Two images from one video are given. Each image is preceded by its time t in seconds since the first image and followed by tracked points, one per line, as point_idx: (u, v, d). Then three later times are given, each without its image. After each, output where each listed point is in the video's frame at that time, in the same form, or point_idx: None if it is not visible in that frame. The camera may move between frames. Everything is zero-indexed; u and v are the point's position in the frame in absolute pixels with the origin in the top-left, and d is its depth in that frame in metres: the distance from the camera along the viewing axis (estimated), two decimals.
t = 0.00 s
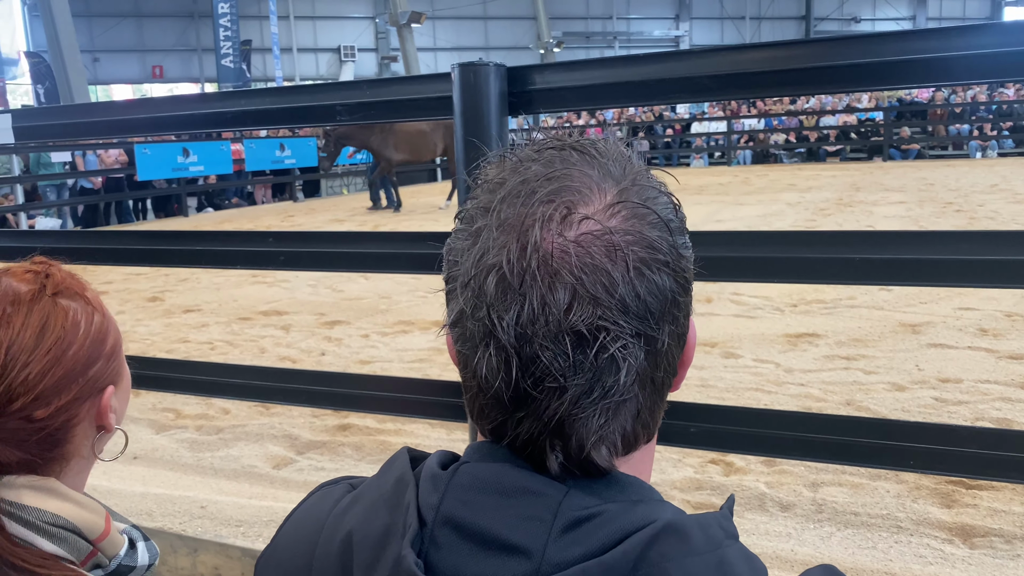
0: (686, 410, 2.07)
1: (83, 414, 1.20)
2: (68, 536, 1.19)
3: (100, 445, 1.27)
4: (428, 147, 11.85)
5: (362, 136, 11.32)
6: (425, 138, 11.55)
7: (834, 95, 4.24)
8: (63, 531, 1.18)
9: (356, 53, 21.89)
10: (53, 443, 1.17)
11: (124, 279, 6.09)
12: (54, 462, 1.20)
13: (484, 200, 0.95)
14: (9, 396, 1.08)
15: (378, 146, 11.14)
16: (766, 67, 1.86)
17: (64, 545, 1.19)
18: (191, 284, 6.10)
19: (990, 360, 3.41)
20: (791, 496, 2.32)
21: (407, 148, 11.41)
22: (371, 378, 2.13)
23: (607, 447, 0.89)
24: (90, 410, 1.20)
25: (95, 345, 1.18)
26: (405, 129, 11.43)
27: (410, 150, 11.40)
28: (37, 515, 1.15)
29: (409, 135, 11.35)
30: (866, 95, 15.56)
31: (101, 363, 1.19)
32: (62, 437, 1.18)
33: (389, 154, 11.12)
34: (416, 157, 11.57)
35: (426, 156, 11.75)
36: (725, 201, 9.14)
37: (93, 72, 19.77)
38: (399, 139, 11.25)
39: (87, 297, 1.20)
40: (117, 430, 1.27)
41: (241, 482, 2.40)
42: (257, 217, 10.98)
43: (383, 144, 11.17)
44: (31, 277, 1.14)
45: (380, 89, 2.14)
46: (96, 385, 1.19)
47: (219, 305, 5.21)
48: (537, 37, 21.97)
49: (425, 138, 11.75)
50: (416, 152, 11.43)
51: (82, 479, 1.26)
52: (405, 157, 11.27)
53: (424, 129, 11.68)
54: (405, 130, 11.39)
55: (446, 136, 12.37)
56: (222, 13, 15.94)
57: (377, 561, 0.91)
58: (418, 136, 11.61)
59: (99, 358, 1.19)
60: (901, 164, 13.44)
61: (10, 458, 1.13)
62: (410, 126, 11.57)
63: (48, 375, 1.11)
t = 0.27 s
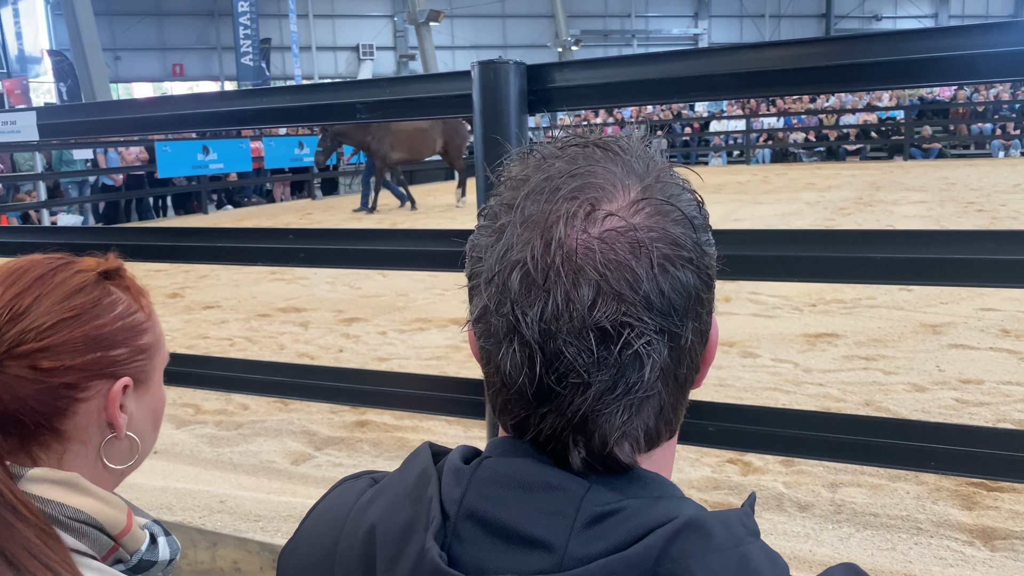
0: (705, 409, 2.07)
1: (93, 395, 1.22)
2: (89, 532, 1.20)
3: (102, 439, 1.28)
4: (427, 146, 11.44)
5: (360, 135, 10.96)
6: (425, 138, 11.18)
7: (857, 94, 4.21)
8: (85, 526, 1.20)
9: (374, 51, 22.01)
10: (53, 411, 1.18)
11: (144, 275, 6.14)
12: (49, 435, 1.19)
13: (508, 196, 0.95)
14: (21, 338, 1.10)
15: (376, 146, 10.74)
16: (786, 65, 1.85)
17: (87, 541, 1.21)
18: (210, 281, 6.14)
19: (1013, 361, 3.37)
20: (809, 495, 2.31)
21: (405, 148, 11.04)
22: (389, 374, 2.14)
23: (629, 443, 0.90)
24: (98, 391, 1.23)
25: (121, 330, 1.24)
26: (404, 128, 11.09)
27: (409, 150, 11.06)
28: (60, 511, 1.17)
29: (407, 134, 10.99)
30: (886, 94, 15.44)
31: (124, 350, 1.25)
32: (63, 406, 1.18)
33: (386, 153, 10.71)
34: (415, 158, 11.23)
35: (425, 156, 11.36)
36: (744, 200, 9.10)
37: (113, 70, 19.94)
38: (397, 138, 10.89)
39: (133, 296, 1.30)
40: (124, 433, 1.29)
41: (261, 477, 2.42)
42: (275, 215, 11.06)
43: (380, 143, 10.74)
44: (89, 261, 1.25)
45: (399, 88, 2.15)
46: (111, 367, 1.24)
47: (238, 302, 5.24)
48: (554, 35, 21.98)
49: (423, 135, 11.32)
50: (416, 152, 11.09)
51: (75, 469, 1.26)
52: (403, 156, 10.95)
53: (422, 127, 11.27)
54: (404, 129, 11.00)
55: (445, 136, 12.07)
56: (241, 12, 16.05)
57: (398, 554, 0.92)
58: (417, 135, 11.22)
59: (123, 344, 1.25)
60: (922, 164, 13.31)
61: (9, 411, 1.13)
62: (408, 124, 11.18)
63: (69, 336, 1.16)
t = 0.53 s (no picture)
0: (721, 407, 2.07)
1: (123, 384, 1.26)
2: (116, 519, 1.21)
3: (130, 431, 1.30)
4: (424, 145, 12.02)
5: (356, 135, 10.88)
6: (424, 137, 11.81)
7: (877, 91, 4.18)
8: (110, 514, 1.20)
9: (391, 50, 22.12)
10: (82, 397, 1.21)
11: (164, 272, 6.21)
12: (76, 421, 1.22)
13: (526, 191, 0.96)
14: (54, 322, 1.16)
15: (374, 145, 10.88)
16: (806, 61, 1.85)
17: (114, 528, 1.21)
18: (229, 278, 6.20)
19: None
20: (827, 495, 2.30)
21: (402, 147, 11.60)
22: (406, 370, 2.15)
23: (647, 439, 0.90)
24: (126, 380, 1.26)
25: (152, 322, 1.29)
26: (400, 127, 11.38)
27: (406, 148, 11.61)
28: (89, 498, 1.19)
29: (405, 133, 11.50)
30: (906, 91, 15.29)
31: (155, 341, 1.30)
32: (91, 393, 1.22)
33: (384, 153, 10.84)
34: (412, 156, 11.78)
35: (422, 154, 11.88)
36: (762, 198, 9.05)
37: (134, 69, 20.17)
38: (396, 138, 11.41)
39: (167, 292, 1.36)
40: (150, 424, 1.31)
41: (279, 473, 2.44)
42: (293, 213, 11.14)
43: (378, 142, 10.90)
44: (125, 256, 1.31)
45: (417, 85, 2.16)
46: (140, 357, 1.28)
47: (256, 298, 5.29)
48: (571, 33, 22.00)
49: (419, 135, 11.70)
50: (413, 150, 11.65)
51: (102, 459, 1.27)
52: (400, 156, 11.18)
53: (418, 127, 11.77)
54: (402, 129, 11.45)
55: (441, 137, 12.53)
56: (260, 11, 16.19)
57: (417, 546, 0.94)
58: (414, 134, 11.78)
59: (153, 336, 1.29)
60: (942, 162, 13.17)
61: (41, 395, 1.17)
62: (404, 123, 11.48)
63: (100, 323, 1.21)
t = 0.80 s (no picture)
0: (736, 405, 2.06)
1: (145, 385, 1.29)
2: (136, 509, 1.21)
3: (155, 425, 1.35)
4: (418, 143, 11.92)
5: (350, 133, 10.50)
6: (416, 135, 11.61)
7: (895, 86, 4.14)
8: (131, 504, 1.21)
9: (407, 48, 22.22)
10: (108, 402, 1.25)
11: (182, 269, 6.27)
12: (104, 425, 1.26)
13: (539, 187, 0.96)
14: (75, 334, 1.18)
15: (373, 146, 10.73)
16: (821, 57, 1.84)
17: (133, 518, 1.21)
18: (246, 275, 6.25)
19: None
20: (842, 493, 2.28)
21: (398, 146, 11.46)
22: (420, 366, 2.16)
23: (659, 433, 0.91)
24: (150, 380, 1.29)
25: (169, 321, 1.30)
26: (395, 126, 11.32)
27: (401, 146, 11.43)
28: (110, 489, 1.19)
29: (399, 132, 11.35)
30: (925, 88, 15.12)
31: (172, 340, 1.31)
32: (117, 397, 1.26)
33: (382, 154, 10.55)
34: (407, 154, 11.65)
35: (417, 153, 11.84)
36: (778, 195, 8.99)
37: (152, 68, 20.37)
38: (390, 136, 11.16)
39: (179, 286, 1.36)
40: (174, 418, 1.35)
41: (295, 468, 2.46)
42: (309, 211, 11.22)
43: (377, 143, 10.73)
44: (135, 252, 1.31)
45: (431, 82, 2.17)
46: (161, 357, 1.30)
47: (273, 296, 5.33)
48: (587, 31, 22.00)
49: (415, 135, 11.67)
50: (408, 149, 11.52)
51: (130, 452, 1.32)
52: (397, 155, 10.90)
53: (413, 126, 11.67)
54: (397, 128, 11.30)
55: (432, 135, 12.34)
56: (277, 10, 16.30)
57: (429, 538, 0.96)
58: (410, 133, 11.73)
59: (171, 334, 1.31)
60: (963, 158, 13.01)
61: (69, 404, 1.21)
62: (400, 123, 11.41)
63: (119, 329, 1.22)
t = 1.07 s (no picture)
0: (750, 404, 2.05)
1: (169, 384, 1.33)
2: (151, 498, 1.27)
3: (178, 416, 1.40)
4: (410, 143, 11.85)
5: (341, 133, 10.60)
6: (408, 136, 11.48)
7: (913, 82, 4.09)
8: (148, 494, 1.28)
9: (421, 46, 22.27)
10: (141, 410, 1.30)
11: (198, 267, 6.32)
12: (139, 430, 1.32)
13: (552, 184, 0.97)
14: (103, 359, 1.21)
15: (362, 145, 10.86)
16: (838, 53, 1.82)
17: (151, 508, 1.28)
18: (261, 273, 6.30)
19: None
20: (858, 492, 2.27)
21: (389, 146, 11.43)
22: (433, 364, 2.17)
23: (671, 429, 0.90)
24: (174, 380, 1.34)
25: (181, 321, 1.31)
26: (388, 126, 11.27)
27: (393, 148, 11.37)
28: (125, 478, 1.26)
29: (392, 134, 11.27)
30: (943, 84, 14.96)
31: (187, 339, 1.32)
32: (149, 403, 1.30)
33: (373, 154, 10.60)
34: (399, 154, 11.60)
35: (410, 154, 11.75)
36: (794, 193, 8.93)
37: (168, 67, 20.53)
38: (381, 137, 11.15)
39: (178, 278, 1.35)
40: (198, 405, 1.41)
41: (309, 465, 2.48)
42: (323, 210, 11.27)
43: (365, 142, 10.86)
44: (129, 254, 1.28)
45: (444, 80, 2.17)
46: (181, 359, 1.33)
47: (288, 294, 5.36)
48: (601, 29, 21.95)
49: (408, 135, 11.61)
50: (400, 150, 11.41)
51: (158, 445, 1.37)
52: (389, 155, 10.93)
53: (406, 126, 11.59)
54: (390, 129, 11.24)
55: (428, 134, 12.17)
56: (292, 9, 16.36)
57: (441, 532, 0.97)
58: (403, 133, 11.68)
59: (185, 334, 1.32)
60: (981, 156, 12.86)
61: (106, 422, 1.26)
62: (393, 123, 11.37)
63: (141, 345, 1.25)
